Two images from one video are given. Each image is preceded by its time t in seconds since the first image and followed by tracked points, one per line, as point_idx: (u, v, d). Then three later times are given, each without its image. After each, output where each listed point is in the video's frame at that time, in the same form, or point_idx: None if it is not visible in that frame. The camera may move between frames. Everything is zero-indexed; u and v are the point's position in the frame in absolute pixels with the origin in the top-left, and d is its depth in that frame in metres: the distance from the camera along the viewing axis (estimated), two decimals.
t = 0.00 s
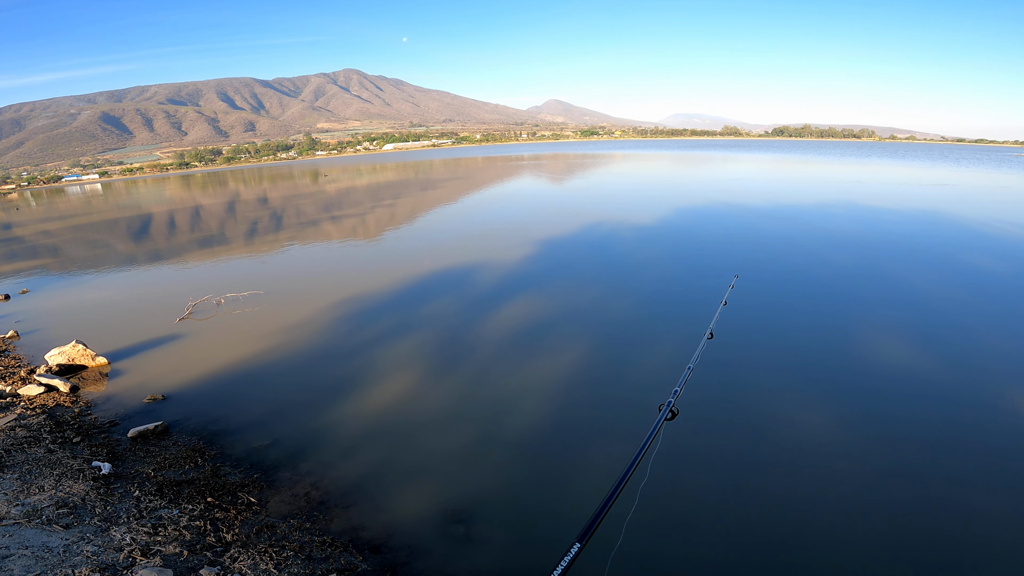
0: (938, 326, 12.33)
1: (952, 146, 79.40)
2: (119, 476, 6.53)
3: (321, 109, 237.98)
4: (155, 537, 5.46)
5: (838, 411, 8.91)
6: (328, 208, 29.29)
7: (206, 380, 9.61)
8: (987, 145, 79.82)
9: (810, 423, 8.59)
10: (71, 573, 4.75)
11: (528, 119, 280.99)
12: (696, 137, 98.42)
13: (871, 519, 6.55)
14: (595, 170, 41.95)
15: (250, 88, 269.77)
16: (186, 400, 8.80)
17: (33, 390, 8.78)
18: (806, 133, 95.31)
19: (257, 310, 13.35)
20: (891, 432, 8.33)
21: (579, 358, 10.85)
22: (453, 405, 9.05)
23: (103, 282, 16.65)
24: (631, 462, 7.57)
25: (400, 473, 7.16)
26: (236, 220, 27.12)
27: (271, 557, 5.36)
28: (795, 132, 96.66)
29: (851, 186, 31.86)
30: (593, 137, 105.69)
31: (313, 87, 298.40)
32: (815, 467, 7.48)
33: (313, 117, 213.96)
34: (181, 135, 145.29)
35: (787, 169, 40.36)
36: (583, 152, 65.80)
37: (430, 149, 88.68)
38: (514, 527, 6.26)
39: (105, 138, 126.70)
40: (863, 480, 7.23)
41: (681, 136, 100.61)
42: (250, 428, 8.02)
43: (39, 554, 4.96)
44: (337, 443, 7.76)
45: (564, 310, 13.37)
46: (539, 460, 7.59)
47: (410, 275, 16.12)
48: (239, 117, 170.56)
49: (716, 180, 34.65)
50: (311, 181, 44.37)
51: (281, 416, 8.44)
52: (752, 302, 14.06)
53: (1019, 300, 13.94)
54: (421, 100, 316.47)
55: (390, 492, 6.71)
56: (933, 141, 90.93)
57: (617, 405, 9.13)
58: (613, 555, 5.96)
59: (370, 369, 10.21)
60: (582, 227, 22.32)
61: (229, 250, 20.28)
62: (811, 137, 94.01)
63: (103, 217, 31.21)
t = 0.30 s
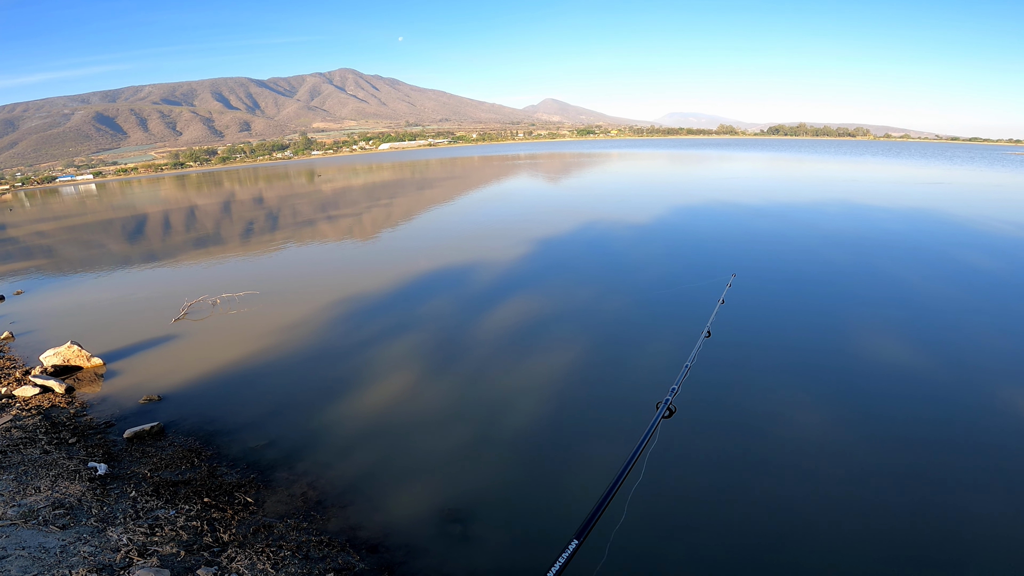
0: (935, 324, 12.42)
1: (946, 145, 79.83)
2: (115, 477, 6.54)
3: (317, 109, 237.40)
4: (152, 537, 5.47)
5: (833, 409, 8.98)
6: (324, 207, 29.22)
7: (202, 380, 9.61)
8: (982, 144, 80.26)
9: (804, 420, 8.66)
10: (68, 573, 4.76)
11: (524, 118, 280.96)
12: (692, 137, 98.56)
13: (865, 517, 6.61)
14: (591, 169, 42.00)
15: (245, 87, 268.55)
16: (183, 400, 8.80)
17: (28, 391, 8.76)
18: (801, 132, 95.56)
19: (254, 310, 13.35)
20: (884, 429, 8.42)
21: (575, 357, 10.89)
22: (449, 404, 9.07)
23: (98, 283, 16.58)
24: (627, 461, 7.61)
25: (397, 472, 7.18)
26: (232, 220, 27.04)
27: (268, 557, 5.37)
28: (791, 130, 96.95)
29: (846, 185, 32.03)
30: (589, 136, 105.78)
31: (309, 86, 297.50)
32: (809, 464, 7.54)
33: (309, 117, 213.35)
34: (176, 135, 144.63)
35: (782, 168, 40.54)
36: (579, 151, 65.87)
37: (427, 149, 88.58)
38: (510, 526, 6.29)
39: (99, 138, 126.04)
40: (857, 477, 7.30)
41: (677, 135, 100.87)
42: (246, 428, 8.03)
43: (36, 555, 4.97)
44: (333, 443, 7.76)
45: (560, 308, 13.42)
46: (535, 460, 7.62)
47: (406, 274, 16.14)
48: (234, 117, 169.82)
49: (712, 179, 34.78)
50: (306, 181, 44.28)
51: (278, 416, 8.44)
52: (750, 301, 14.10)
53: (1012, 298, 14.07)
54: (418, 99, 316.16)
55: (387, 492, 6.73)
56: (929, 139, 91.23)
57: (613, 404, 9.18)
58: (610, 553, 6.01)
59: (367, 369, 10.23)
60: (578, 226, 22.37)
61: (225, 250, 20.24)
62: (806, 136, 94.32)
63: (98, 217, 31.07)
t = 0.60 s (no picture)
0: (929, 323, 12.52)
1: (939, 143, 80.30)
2: (109, 477, 6.53)
3: (312, 108, 236.75)
4: (146, 537, 5.47)
5: (824, 406, 9.10)
6: (319, 207, 29.16)
7: (196, 380, 9.61)
8: (975, 142, 80.85)
9: (795, 417, 8.78)
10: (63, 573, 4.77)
11: (520, 117, 281.03)
12: (688, 136, 98.73)
13: (856, 515, 6.68)
14: (586, 168, 42.06)
15: (240, 86, 267.16)
16: (177, 401, 8.81)
17: (20, 392, 8.74)
18: (796, 131, 95.82)
19: (249, 309, 13.36)
20: (874, 426, 8.54)
21: (570, 356, 10.96)
22: (443, 403, 9.12)
23: (92, 284, 16.52)
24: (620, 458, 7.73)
25: (392, 472, 7.22)
26: (226, 220, 26.99)
27: (264, 557, 5.39)
28: (785, 129, 97.30)
29: (839, 183, 32.32)
30: (584, 135, 105.95)
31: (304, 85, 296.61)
32: (799, 461, 7.65)
33: (304, 116, 213.00)
34: (170, 135, 143.85)
35: (776, 166, 40.79)
36: (574, 150, 66.02)
37: (422, 148, 88.53)
38: (505, 525, 6.35)
39: (92, 138, 125.22)
40: (848, 475, 7.38)
41: (672, 134, 101.16)
42: (241, 428, 8.04)
43: (30, 556, 4.97)
44: (329, 442, 7.79)
45: (555, 307, 13.51)
46: (530, 459, 7.67)
47: (402, 273, 16.19)
48: (229, 116, 169.16)
49: (706, 177, 35.00)
50: (301, 180, 44.26)
51: (273, 415, 8.47)
52: (745, 300, 14.18)
53: (1002, 295, 14.27)
54: (413, 99, 315.78)
55: (383, 492, 6.76)
56: (921, 138, 92.09)
57: (607, 402, 9.26)
58: (607, 553, 6.06)
59: (362, 368, 10.28)
60: (573, 225, 22.46)
61: (220, 250, 20.22)
62: (800, 134, 94.79)
63: (92, 217, 30.98)
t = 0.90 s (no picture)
0: (919, 320, 12.67)
1: (931, 142, 81.00)
2: (102, 477, 6.53)
3: (306, 107, 235.86)
4: (139, 538, 5.45)
5: (816, 403, 9.21)
6: (313, 206, 29.09)
7: (189, 380, 9.63)
8: (967, 141, 81.61)
9: (785, 413, 8.90)
10: (55, 574, 4.74)
11: (516, 116, 280.87)
12: (683, 134, 98.91)
13: (847, 511, 6.76)
14: (581, 167, 42.18)
15: (234, 85, 265.84)
16: (170, 401, 8.82)
17: (12, 393, 8.72)
18: (790, 129, 96.15)
19: (243, 309, 13.38)
20: (863, 422, 8.67)
21: (564, 354, 11.03)
22: (437, 402, 9.16)
23: (85, 284, 16.47)
24: (613, 457, 7.80)
25: (386, 470, 7.24)
26: (220, 220, 26.94)
27: (257, 557, 5.38)
28: (779, 127, 97.60)
29: (832, 181, 32.54)
30: (580, 134, 106.06)
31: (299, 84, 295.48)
32: (788, 458, 7.75)
33: (298, 115, 212.19)
34: (164, 135, 143.02)
35: (770, 165, 41.01)
36: (569, 148, 66.11)
37: (417, 147, 88.44)
38: (499, 523, 6.40)
39: (85, 138, 124.34)
40: (838, 472, 7.47)
41: (668, 133, 101.42)
42: (234, 428, 8.06)
43: (22, 556, 4.95)
44: (323, 441, 7.81)
45: (549, 305, 13.59)
46: (524, 457, 7.72)
47: (397, 272, 16.24)
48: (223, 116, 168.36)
49: (700, 175, 35.17)
50: (296, 180, 44.18)
51: (266, 415, 8.50)
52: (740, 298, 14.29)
53: (990, 293, 14.47)
54: (408, 98, 314.91)
55: (377, 491, 6.78)
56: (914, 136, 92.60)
57: (600, 400, 9.33)
58: (605, 552, 6.12)
59: (356, 367, 10.31)
60: (568, 223, 22.53)
61: (214, 250, 20.20)
62: (794, 132, 95.20)
63: (84, 217, 30.86)
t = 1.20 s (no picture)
0: (912, 317, 12.81)
1: (925, 141, 81.61)
2: (96, 477, 6.52)
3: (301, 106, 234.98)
4: (134, 536, 5.39)
5: (809, 401, 9.30)
6: (308, 206, 29.02)
7: (183, 380, 9.62)
8: (959, 140, 82.28)
9: (779, 411, 8.99)
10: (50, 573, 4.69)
11: (511, 114, 281.04)
12: (678, 133, 99.14)
13: (842, 509, 6.82)
14: (577, 165, 42.22)
15: (228, 84, 264.56)
16: (164, 401, 8.82)
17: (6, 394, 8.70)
18: (784, 128, 96.56)
19: (239, 308, 13.36)
20: (856, 419, 8.77)
21: (559, 352, 11.08)
22: (433, 401, 9.19)
23: (78, 284, 16.41)
24: (609, 455, 7.83)
25: (381, 470, 7.24)
26: (214, 219, 26.86)
27: (253, 555, 5.32)
28: (773, 126, 97.93)
29: (825, 179, 32.77)
30: (575, 132, 106.17)
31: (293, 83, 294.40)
32: (782, 455, 7.82)
33: (293, 114, 211.34)
34: (157, 135, 142.19)
35: (764, 163, 41.23)
36: (564, 147, 66.17)
37: (412, 146, 88.35)
38: (494, 521, 6.42)
39: (77, 138, 123.35)
40: (832, 470, 7.53)
41: (663, 132, 101.61)
42: (229, 427, 8.07)
43: (18, 555, 4.90)
44: (318, 441, 7.81)
45: (544, 304, 13.64)
46: (518, 456, 7.77)
47: (393, 271, 16.27)
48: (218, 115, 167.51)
49: (695, 174, 35.34)
50: (291, 179, 44.07)
51: (262, 414, 8.51)
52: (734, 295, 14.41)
53: (981, 290, 14.65)
54: (404, 96, 314.58)
55: (372, 490, 6.77)
56: (907, 134, 93.23)
57: (595, 398, 9.39)
58: (601, 551, 6.14)
59: (351, 366, 10.32)
60: (563, 222, 22.61)
61: (208, 249, 20.16)
62: (788, 131, 95.60)
63: (77, 217, 30.69)
